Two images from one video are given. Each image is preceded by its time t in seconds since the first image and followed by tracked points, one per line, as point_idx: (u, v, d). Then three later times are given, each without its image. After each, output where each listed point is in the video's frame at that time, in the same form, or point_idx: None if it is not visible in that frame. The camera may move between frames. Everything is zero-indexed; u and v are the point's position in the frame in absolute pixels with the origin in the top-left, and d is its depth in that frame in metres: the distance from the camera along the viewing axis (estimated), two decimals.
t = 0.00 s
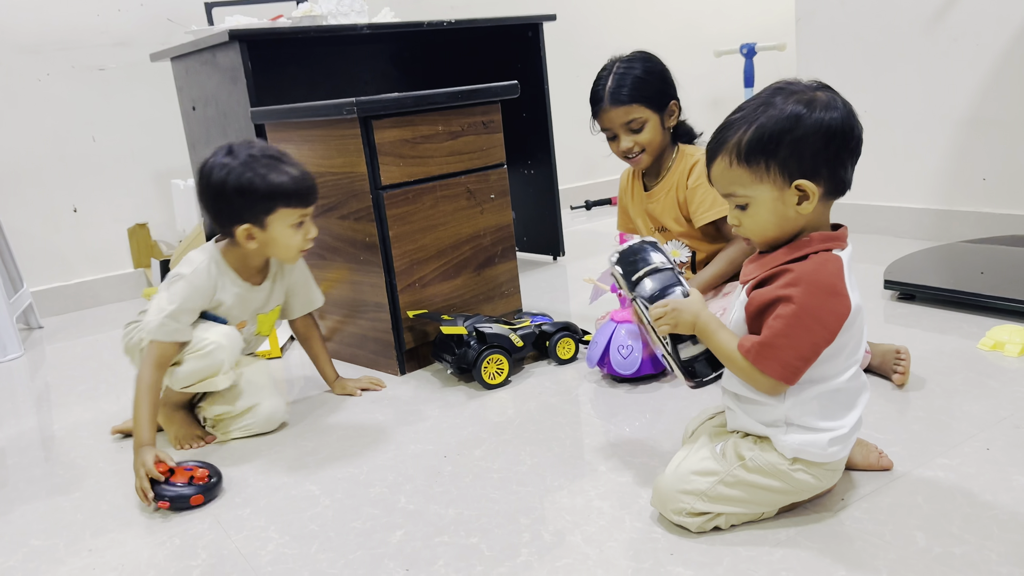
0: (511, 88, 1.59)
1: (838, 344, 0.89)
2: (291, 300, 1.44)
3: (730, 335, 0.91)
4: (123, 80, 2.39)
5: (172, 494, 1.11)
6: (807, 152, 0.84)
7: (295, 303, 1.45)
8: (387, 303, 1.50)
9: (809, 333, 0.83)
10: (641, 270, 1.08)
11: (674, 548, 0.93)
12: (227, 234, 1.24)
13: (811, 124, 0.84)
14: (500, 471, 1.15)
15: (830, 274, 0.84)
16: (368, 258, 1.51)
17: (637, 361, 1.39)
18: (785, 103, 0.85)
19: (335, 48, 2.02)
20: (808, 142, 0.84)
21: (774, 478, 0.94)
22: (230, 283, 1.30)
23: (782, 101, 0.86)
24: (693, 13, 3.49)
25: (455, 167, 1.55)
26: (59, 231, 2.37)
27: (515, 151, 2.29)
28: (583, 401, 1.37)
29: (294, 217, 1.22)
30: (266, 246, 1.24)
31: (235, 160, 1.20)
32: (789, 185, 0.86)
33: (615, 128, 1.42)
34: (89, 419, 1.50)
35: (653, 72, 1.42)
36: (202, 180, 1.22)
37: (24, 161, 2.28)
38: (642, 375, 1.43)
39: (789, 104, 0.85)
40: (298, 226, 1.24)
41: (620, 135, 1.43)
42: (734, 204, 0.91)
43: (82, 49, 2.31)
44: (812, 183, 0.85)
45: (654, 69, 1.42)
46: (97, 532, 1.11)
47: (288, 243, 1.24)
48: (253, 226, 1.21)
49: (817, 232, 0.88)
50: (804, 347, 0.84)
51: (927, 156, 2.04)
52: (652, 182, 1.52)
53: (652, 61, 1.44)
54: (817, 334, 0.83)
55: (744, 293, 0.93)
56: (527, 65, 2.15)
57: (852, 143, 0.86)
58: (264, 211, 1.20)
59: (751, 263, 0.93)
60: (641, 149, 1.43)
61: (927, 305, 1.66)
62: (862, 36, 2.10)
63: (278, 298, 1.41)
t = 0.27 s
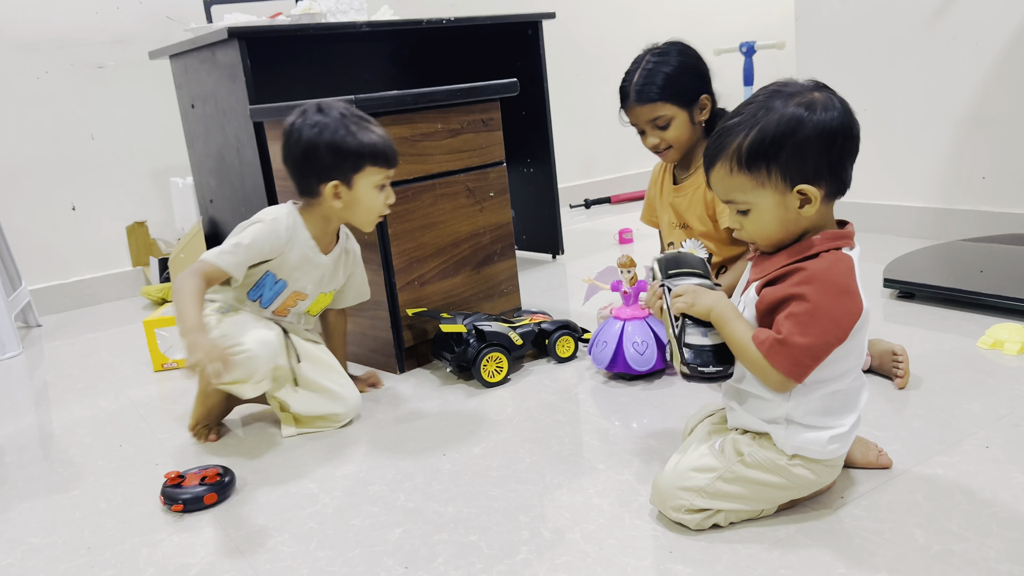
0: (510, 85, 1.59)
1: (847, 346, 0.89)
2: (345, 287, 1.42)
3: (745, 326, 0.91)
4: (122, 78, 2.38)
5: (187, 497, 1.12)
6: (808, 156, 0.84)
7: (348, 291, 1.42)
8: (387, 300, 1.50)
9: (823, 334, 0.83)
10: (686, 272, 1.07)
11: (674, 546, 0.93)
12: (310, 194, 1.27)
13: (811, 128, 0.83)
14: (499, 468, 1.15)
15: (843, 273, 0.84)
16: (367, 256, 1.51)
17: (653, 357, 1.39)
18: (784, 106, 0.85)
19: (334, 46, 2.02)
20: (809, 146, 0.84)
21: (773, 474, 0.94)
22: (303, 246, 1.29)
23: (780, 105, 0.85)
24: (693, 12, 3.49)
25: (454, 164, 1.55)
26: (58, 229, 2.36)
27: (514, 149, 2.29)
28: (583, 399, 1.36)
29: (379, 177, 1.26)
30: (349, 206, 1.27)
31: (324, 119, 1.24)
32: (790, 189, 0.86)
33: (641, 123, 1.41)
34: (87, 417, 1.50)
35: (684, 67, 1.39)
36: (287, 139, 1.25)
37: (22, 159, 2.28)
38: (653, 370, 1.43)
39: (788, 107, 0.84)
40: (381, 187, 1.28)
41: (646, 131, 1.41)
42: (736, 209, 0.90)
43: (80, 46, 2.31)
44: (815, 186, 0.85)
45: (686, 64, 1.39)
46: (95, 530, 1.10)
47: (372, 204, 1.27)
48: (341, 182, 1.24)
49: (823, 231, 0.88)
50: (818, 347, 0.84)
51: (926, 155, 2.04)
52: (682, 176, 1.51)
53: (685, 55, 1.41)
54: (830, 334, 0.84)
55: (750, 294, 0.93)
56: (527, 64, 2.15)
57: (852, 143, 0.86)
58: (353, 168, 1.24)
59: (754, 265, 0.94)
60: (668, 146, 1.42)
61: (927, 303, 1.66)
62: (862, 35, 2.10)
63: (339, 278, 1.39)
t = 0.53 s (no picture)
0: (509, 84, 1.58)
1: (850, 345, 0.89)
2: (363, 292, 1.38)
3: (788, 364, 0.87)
4: (120, 77, 2.38)
5: (184, 496, 1.12)
6: (801, 163, 0.85)
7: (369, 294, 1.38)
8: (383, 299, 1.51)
9: (845, 331, 0.83)
10: (740, 292, 1.07)
11: (671, 546, 0.92)
12: (366, 187, 1.24)
13: (797, 135, 0.84)
14: (497, 468, 1.15)
15: (840, 269, 0.85)
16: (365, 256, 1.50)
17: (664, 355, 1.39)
18: (767, 119, 0.85)
19: (333, 45, 2.02)
20: (799, 152, 0.84)
21: (771, 473, 0.94)
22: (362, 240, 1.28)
23: (762, 118, 0.85)
24: (692, 11, 3.49)
25: (453, 163, 1.55)
26: (55, 228, 2.36)
27: (513, 149, 2.28)
28: (581, 399, 1.36)
29: (437, 173, 1.24)
30: (406, 200, 1.24)
31: (384, 112, 1.21)
32: (791, 198, 0.86)
33: (658, 121, 1.39)
34: (84, 416, 1.50)
35: (706, 66, 1.36)
36: (344, 132, 1.22)
37: (20, 158, 2.27)
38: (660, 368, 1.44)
39: (769, 119, 0.85)
40: (437, 182, 1.25)
41: (662, 128, 1.39)
42: (739, 229, 0.89)
43: (78, 45, 2.30)
44: (813, 189, 0.85)
45: (707, 63, 1.37)
46: (92, 529, 1.10)
47: (428, 199, 1.25)
48: (401, 175, 1.21)
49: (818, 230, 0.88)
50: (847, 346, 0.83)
51: (925, 155, 2.04)
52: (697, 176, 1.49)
53: (706, 53, 1.38)
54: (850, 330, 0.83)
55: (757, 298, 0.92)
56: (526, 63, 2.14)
57: (833, 141, 0.87)
58: (414, 162, 1.21)
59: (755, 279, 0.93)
60: (683, 144, 1.39)
61: (925, 303, 1.66)
62: (860, 34, 2.10)
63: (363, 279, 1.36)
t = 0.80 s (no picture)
0: (507, 85, 1.58)
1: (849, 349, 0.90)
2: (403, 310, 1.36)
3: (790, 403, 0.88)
4: (119, 76, 2.38)
5: (183, 497, 1.12)
6: (801, 169, 0.85)
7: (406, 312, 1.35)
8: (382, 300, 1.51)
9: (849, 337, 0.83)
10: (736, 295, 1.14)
11: (669, 546, 0.93)
12: (437, 200, 1.25)
13: (796, 141, 0.84)
14: (496, 469, 1.15)
15: (837, 272, 0.85)
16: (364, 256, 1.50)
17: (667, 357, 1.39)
18: (764, 126, 0.85)
19: (331, 45, 2.02)
20: (799, 157, 0.84)
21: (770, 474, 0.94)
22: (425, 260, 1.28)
23: (759, 125, 0.85)
24: (691, 12, 3.49)
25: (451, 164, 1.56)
26: (54, 228, 2.36)
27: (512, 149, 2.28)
28: (581, 400, 1.36)
29: (504, 183, 1.25)
30: (476, 211, 1.25)
31: (454, 125, 1.23)
32: (794, 203, 0.86)
33: (658, 120, 1.39)
34: (84, 416, 1.50)
35: (707, 67, 1.36)
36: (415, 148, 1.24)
37: (19, 158, 2.27)
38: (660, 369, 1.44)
39: (768, 125, 0.85)
40: (504, 193, 1.26)
41: (662, 128, 1.40)
42: (743, 237, 0.89)
43: (77, 45, 2.30)
44: (815, 194, 0.85)
45: (708, 63, 1.37)
46: (91, 529, 1.10)
47: (496, 209, 1.26)
48: (472, 187, 1.22)
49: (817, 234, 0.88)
50: (852, 351, 0.83)
51: (924, 156, 2.04)
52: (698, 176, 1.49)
53: (708, 54, 1.38)
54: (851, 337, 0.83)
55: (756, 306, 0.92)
56: (525, 63, 2.14)
57: (829, 144, 0.87)
58: (485, 174, 1.22)
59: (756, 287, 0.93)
60: (683, 144, 1.39)
61: (924, 304, 1.66)
62: (859, 35, 2.10)
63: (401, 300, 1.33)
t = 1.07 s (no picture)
0: (506, 86, 1.59)
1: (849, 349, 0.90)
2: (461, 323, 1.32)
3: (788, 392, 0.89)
4: (119, 77, 2.38)
5: (183, 497, 1.12)
6: (806, 171, 0.85)
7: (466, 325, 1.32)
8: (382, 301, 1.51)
9: (851, 340, 0.84)
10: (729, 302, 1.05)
11: (668, 547, 0.93)
12: (488, 193, 1.23)
13: (801, 142, 0.85)
14: (495, 469, 1.15)
15: (838, 275, 0.85)
16: (363, 256, 1.50)
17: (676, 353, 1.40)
18: (769, 127, 0.85)
19: (331, 46, 2.02)
20: (804, 159, 0.85)
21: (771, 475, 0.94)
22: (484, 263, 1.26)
23: (764, 125, 0.85)
24: (690, 13, 3.49)
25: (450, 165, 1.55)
26: (54, 229, 2.36)
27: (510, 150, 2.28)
28: (581, 402, 1.36)
29: (548, 166, 1.25)
30: (525, 198, 1.24)
31: (492, 117, 1.21)
32: (797, 205, 0.86)
33: (654, 121, 1.40)
34: (83, 417, 1.50)
35: (705, 69, 1.36)
36: (456, 147, 1.22)
37: (18, 159, 2.27)
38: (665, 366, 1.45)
39: (774, 126, 0.85)
40: (547, 176, 1.26)
41: (659, 128, 1.40)
42: (745, 238, 0.89)
43: (77, 46, 2.30)
44: (818, 196, 0.86)
45: (707, 65, 1.37)
46: (91, 530, 1.10)
47: (542, 192, 1.26)
48: (521, 172, 1.21)
49: (816, 236, 0.89)
50: (853, 353, 0.84)
51: (923, 157, 2.04)
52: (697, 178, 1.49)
53: (708, 56, 1.38)
54: (854, 340, 0.84)
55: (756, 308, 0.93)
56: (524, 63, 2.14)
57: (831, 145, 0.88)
58: (531, 157, 1.22)
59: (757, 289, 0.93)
60: (679, 145, 1.39)
61: (922, 304, 1.66)
62: (858, 36, 2.10)
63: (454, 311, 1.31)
